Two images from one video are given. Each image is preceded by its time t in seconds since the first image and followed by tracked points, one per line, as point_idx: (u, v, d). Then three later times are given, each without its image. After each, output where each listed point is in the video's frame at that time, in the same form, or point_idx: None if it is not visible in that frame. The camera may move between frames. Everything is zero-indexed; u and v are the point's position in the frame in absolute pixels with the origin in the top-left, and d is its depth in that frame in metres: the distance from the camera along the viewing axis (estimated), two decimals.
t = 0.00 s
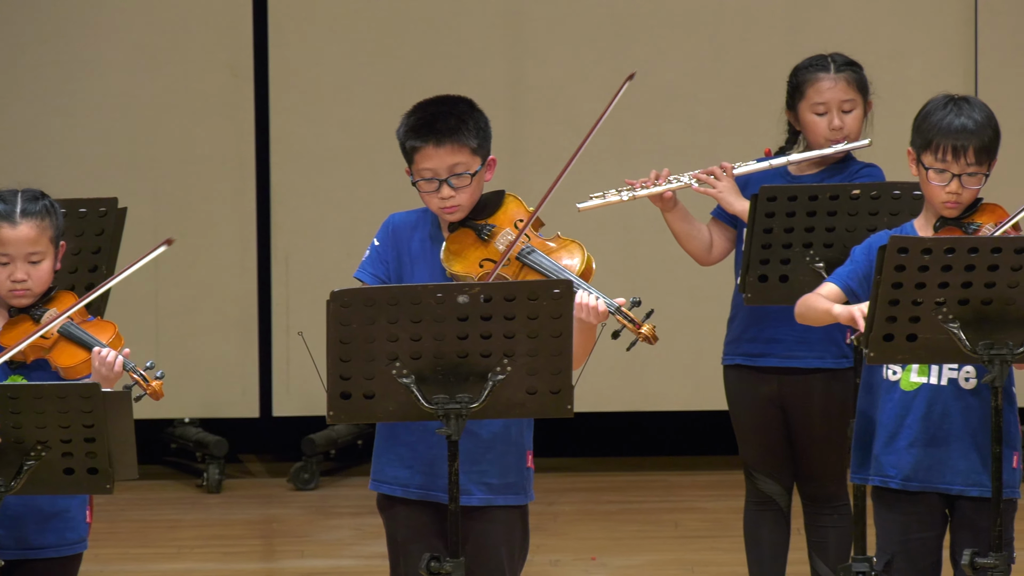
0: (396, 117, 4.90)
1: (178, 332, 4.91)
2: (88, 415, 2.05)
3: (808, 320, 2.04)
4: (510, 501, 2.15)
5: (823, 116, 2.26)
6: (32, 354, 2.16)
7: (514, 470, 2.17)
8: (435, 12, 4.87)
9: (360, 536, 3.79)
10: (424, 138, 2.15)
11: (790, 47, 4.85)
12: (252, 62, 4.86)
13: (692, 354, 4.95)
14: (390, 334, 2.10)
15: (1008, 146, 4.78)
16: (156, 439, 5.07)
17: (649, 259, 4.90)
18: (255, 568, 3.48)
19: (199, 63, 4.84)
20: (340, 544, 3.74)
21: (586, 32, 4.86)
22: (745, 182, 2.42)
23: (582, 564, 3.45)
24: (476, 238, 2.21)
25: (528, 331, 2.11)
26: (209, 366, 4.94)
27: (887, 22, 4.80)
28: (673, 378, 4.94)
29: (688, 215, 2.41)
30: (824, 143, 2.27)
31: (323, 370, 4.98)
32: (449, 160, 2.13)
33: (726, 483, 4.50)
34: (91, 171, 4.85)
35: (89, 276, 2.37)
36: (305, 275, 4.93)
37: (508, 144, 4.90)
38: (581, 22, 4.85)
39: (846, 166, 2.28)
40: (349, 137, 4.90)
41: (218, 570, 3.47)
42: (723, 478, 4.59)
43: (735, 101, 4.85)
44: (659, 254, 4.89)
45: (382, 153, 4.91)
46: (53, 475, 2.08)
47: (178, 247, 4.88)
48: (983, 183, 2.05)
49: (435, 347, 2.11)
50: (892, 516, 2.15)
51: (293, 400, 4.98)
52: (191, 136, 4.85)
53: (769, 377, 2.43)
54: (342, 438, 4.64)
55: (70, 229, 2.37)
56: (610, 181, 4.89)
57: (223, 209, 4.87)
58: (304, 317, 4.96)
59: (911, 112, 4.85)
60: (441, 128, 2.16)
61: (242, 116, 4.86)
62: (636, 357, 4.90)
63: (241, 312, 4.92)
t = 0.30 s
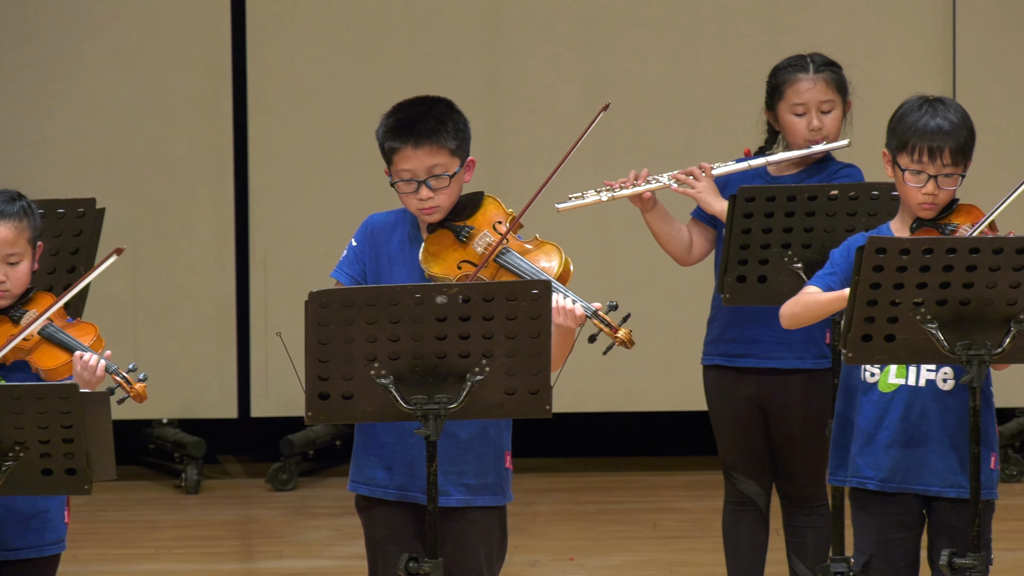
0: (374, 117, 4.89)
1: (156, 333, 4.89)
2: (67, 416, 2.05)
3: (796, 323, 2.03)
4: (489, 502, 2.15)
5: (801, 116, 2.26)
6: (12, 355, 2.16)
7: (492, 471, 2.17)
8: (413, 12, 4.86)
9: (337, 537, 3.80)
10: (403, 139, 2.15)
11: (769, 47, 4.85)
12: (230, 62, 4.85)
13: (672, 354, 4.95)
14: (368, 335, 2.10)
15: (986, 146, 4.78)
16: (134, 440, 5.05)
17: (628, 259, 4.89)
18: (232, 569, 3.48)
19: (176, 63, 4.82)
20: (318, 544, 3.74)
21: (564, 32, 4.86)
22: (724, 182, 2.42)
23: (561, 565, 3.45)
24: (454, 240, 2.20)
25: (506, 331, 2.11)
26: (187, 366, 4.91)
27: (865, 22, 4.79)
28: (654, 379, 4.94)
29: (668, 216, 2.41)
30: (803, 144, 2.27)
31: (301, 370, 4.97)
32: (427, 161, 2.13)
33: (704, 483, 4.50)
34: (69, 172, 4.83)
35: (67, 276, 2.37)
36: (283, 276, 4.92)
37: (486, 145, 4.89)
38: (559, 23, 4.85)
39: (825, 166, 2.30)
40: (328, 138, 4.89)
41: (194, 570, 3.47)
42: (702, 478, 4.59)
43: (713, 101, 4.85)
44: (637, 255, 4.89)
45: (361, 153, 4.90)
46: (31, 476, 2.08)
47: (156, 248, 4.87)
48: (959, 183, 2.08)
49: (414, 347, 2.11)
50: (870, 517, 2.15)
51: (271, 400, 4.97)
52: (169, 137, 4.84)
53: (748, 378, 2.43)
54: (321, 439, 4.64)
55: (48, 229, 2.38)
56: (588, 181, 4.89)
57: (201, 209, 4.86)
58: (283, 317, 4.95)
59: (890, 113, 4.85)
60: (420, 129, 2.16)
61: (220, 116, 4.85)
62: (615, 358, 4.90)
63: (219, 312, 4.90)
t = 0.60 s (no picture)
0: (352, 118, 4.89)
1: (133, 333, 4.89)
2: (44, 415, 2.04)
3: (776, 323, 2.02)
4: (465, 502, 2.15)
5: (778, 116, 2.26)
6: None
7: (469, 471, 2.17)
8: (390, 13, 4.86)
9: (314, 537, 3.80)
10: (381, 139, 2.15)
11: (746, 47, 4.85)
12: (207, 63, 4.84)
13: (650, 354, 4.95)
14: (345, 335, 2.10)
15: (964, 147, 4.78)
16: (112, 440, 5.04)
17: (605, 259, 4.90)
18: (208, 569, 3.48)
19: (154, 63, 4.82)
20: (295, 544, 3.74)
21: (540, 32, 4.86)
22: (702, 183, 2.43)
23: (538, 565, 3.45)
24: (432, 240, 2.20)
25: (483, 332, 2.11)
26: (164, 366, 4.89)
27: (841, 22, 4.80)
28: (632, 379, 4.94)
29: (647, 217, 2.41)
30: (781, 144, 2.27)
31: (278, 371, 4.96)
32: (406, 161, 2.13)
33: (682, 483, 4.50)
34: (46, 172, 4.83)
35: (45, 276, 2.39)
36: (261, 275, 4.92)
37: (464, 145, 4.89)
38: (535, 23, 4.86)
39: (802, 166, 2.30)
40: (307, 138, 4.89)
41: (171, 571, 3.47)
42: (681, 478, 4.60)
43: (691, 101, 4.85)
44: (615, 255, 4.89)
45: (338, 153, 4.90)
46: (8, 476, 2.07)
47: (134, 248, 4.86)
48: (936, 183, 2.08)
49: (391, 347, 2.11)
50: (846, 517, 2.15)
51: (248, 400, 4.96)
52: (148, 137, 4.83)
53: (726, 378, 2.43)
54: (298, 439, 4.63)
55: (24, 229, 2.38)
56: (565, 181, 4.89)
57: (179, 209, 4.85)
58: (260, 317, 4.94)
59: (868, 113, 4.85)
60: (398, 129, 2.16)
61: (198, 116, 4.84)
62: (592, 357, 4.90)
63: (196, 313, 4.89)
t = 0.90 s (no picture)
0: (325, 118, 4.89)
1: (106, 334, 4.88)
2: (15, 417, 2.04)
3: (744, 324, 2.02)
4: (437, 502, 2.15)
5: (750, 117, 2.27)
6: None
7: (442, 471, 2.17)
8: (362, 14, 4.86)
9: (287, 538, 3.80)
10: (354, 137, 2.15)
11: (718, 48, 4.86)
12: (180, 64, 4.84)
13: (623, 354, 4.95)
14: (318, 336, 2.10)
15: (938, 148, 4.79)
16: (84, 441, 5.04)
17: (578, 260, 4.90)
18: (180, 570, 3.48)
19: (127, 65, 4.81)
20: (267, 545, 3.74)
21: (512, 34, 4.87)
22: (676, 182, 2.44)
23: (509, 566, 3.45)
24: (405, 239, 2.21)
25: (456, 333, 2.10)
26: (136, 368, 4.89)
27: (813, 24, 4.81)
28: (606, 380, 4.94)
29: (620, 217, 2.43)
30: (752, 144, 2.28)
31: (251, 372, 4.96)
32: (378, 160, 2.13)
33: (656, 484, 4.51)
34: (19, 173, 4.83)
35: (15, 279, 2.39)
36: (233, 276, 4.92)
37: (437, 146, 4.89)
38: (507, 24, 4.87)
39: (775, 167, 2.30)
40: (280, 139, 4.89)
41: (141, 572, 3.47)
42: (655, 479, 4.60)
43: (663, 103, 4.86)
44: (587, 255, 4.90)
45: (312, 154, 4.90)
46: None
47: (106, 249, 4.86)
48: (909, 185, 2.07)
49: (363, 348, 2.11)
50: (818, 517, 2.15)
51: (221, 401, 4.96)
52: (121, 137, 4.83)
53: (699, 379, 2.44)
54: (271, 440, 4.63)
55: None
56: (537, 182, 4.89)
57: (151, 210, 4.84)
58: (232, 318, 4.94)
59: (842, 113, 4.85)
60: (371, 127, 2.16)
61: (170, 117, 4.84)
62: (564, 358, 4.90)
63: (168, 313, 4.89)
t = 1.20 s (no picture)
0: (299, 119, 4.90)
1: (79, 335, 4.88)
2: None
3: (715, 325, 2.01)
4: (411, 504, 2.15)
5: (725, 118, 2.28)
6: None
7: (416, 473, 2.17)
8: (335, 15, 4.87)
9: (262, 539, 3.81)
10: (327, 137, 2.15)
11: (690, 50, 4.88)
12: (154, 65, 4.84)
13: (596, 356, 4.98)
14: (292, 337, 2.10)
15: (909, 150, 4.84)
16: (57, 442, 5.03)
17: (551, 261, 4.92)
18: (154, 571, 3.48)
19: (101, 65, 4.81)
20: (242, 546, 3.75)
21: (485, 36, 4.89)
22: (650, 184, 2.45)
23: (484, 566, 3.45)
24: (379, 240, 2.20)
25: (431, 334, 2.10)
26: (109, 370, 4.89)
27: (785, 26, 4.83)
28: (579, 381, 4.97)
29: (595, 219, 2.46)
30: (728, 145, 2.29)
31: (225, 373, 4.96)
32: (353, 160, 2.13)
33: (630, 485, 4.52)
34: None
35: None
36: (207, 277, 4.92)
37: (411, 147, 4.91)
38: (480, 26, 4.89)
39: (749, 167, 2.30)
40: (254, 140, 4.89)
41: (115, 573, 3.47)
42: (630, 480, 4.62)
43: (635, 105, 4.89)
44: (560, 256, 4.93)
45: (286, 155, 4.90)
46: None
47: (79, 251, 4.85)
48: (883, 186, 2.07)
49: (337, 349, 2.11)
50: (792, 519, 2.15)
51: (194, 403, 4.96)
52: (94, 138, 4.82)
53: (674, 380, 2.45)
54: (245, 441, 4.64)
55: None
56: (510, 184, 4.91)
57: (125, 211, 4.84)
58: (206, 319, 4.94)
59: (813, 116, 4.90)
60: (345, 128, 2.16)
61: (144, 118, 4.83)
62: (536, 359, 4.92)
63: (141, 314, 4.88)
